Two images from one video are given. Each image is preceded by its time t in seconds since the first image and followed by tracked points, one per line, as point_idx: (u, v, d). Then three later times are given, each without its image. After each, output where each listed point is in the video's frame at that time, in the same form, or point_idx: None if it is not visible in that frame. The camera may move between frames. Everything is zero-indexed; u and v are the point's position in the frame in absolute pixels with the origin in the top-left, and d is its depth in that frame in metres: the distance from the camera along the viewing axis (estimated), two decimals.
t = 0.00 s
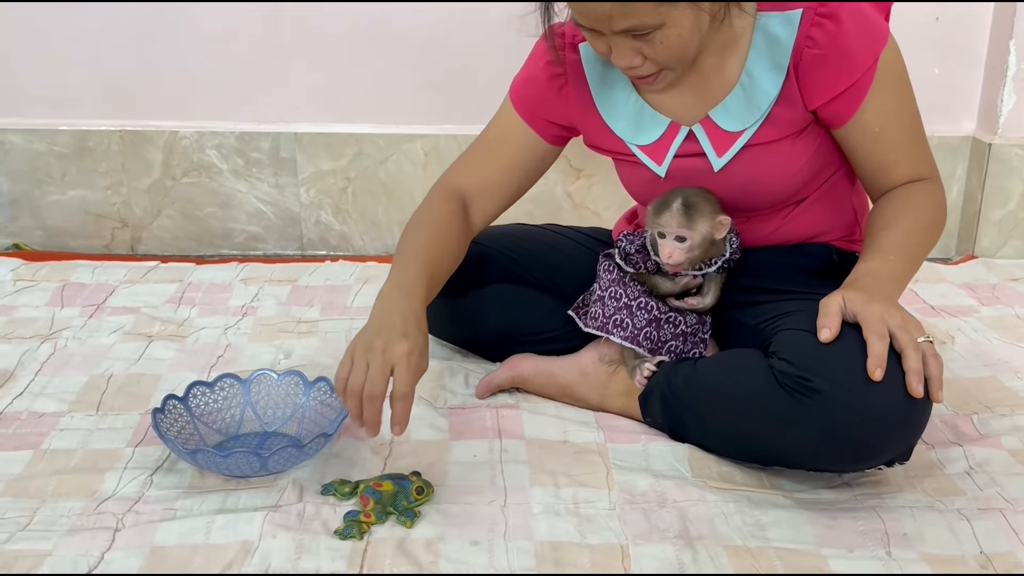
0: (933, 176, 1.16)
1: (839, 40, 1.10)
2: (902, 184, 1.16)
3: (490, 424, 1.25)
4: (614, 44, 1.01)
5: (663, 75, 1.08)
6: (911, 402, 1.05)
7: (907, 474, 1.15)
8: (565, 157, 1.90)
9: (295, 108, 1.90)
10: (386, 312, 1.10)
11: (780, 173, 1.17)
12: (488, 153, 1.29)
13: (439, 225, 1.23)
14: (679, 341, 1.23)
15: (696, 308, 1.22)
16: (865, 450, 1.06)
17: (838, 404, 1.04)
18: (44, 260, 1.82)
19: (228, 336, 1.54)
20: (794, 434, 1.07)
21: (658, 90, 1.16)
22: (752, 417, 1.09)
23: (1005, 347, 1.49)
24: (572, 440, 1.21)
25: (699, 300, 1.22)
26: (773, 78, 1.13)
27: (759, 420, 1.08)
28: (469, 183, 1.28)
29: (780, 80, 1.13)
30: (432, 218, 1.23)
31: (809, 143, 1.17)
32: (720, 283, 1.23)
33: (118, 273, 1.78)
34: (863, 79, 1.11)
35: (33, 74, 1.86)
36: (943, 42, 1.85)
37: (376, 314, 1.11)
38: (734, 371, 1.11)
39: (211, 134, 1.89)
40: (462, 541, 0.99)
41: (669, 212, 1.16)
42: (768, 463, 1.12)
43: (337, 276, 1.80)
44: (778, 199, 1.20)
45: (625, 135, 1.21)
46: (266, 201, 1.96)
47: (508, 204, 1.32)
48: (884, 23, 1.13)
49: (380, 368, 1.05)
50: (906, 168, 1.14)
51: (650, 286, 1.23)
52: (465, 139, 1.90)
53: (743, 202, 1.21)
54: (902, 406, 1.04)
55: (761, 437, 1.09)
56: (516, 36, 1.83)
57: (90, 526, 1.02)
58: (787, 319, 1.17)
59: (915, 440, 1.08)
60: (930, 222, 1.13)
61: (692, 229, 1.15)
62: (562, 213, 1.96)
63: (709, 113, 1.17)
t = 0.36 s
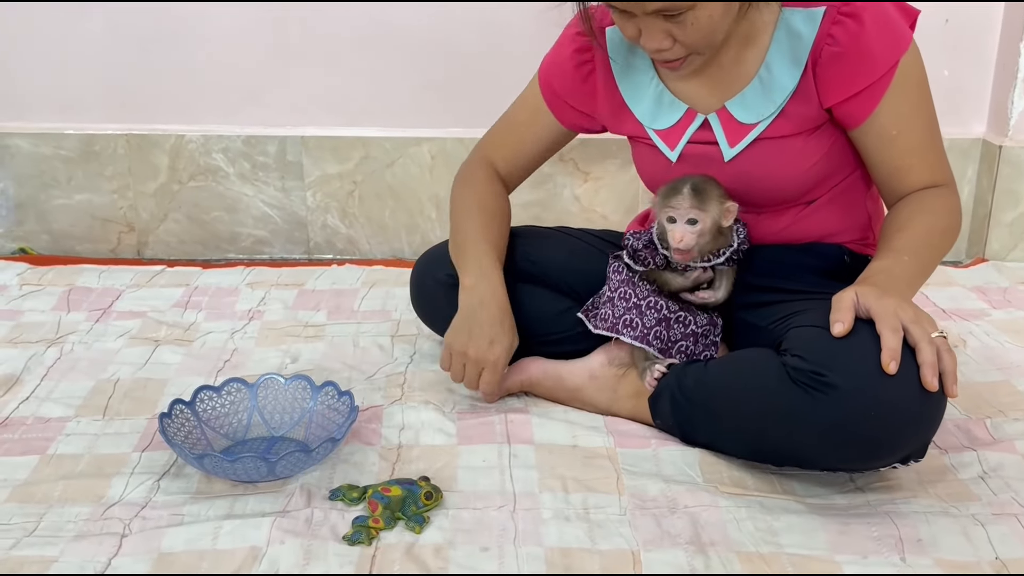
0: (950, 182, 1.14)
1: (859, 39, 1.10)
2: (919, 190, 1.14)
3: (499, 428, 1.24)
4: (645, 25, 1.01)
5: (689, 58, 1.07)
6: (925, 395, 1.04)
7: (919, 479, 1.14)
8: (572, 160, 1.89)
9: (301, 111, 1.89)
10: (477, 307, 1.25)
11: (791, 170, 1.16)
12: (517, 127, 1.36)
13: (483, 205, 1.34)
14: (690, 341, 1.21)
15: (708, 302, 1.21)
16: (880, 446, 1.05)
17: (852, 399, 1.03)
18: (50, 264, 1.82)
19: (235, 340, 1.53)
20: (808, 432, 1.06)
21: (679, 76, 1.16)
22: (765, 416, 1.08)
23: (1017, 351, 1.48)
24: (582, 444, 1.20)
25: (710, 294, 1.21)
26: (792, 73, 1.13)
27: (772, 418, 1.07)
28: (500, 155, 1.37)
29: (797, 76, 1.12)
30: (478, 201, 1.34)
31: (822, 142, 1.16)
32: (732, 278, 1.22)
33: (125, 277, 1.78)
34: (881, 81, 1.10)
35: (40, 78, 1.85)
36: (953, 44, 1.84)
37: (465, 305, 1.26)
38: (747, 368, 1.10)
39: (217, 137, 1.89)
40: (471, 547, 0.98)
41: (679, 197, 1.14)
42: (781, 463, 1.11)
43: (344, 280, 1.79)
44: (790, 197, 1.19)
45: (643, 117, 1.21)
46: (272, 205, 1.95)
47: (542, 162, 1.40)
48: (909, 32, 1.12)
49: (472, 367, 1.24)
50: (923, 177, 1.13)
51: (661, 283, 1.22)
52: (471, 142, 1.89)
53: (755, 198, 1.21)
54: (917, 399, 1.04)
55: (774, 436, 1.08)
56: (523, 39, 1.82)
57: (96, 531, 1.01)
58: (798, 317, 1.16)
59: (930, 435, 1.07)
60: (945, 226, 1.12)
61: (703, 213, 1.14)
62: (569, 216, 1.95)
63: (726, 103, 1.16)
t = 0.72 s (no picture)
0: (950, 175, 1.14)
1: (862, 25, 1.09)
2: (918, 182, 1.14)
3: (498, 430, 1.24)
4: (649, 13, 1.01)
5: (694, 45, 1.07)
6: (928, 386, 1.04)
7: (920, 480, 1.13)
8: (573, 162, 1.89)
9: (302, 113, 1.89)
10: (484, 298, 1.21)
11: (795, 160, 1.16)
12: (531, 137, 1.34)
13: (500, 211, 1.30)
14: (680, 336, 1.22)
15: (694, 285, 1.21)
16: (884, 439, 1.04)
17: (856, 390, 1.03)
18: (51, 265, 1.82)
19: (235, 342, 1.53)
20: (811, 425, 1.05)
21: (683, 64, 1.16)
22: (767, 410, 1.07)
23: (1018, 352, 1.47)
24: (581, 445, 1.20)
25: (696, 278, 1.21)
26: (796, 59, 1.13)
27: (775, 413, 1.07)
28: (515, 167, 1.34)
29: (802, 62, 1.12)
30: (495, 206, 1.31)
31: (826, 131, 1.16)
32: (718, 263, 1.22)
33: (125, 279, 1.78)
34: (884, 67, 1.10)
35: (41, 80, 1.86)
36: (954, 45, 1.83)
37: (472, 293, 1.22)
38: (749, 363, 1.09)
39: (218, 139, 1.89)
40: (469, 549, 0.98)
41: (648, 181, 1.15)
42: (784, 458, 1.11)
43: (345, 282, 1.79)
44: (791, 189, 1.19)
45: (651, 110, 1.22)
46: (273, 207, 1.95)
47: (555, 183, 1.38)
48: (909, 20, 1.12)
49: (470, 359, 1.17)
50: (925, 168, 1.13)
51: (649, 271, 1.21)
52: (472, 144, 1.89)
53: (755, 189, 1.20)
54: (920, 392, 1.03)
55: (776, 431, 1.08)
56: (524, 40, 1.82)
57: (95, 532, 1.01)
58: (800, 313, 1.16)
59: (933, 429, 1.07)
60: (947, 219, 1.12)
61: (672, 194, 1.14)
62: (570, 218, 1.95)
63: (730, 93, 1.17)
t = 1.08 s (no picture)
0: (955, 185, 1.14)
1: (865, 35, 1.09)
2: (923, 191, 1.13)
3: (500, 431, 1.23)
4: (654, 18, 1.01)
5: (701, 50, 1.07)
6: (928, 393, 1.03)
7: (922, 482, 1.13)
8: (575, 163, 1.89)
9: (304, 114, 1.89)
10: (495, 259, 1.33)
11: (792, 166, 1.16)
12: (542, 114, 1.38)
13: (510, 177, 1.39)
14: (683, 339, 1.21)
15: (697, 289, 1.20)
16: (882, 446, 1.04)
17: (854, 398, 1.03)
18: (54, 266, 1.82)
19: (237, 342, 1.53)
20: (809, 431, 1.05)
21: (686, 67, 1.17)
22: (765, 416, 1.07)
23: (1022, 354, 1.47)
24: (582, 447, 1.20)
25: (699, 282, 1.20)
26: (796, 68, 1.12)
27: (773, 418, 1.07)
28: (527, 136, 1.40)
29: (801, 71, 1.12)
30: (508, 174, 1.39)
31: (825, 138, 1.16)
32: (722, 268, 1.22)
33: (127, 280, 1.78)
34: (886, 77, 1.09)
35: (43, 81, 1.86)
36: (957, 46, 1.83)
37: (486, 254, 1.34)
38: (748, 368, 1.09)
39: (220, 140, 1.89)
40: (471, 550, 0.98)
41: (652, 184, 1.15)
42: (784, 463, 1.10)
43: (347, 283, 1.79)
44: (791, 194, 1.19)
45: (651, 108, 1.22)
46: (276, 208, 1.95)
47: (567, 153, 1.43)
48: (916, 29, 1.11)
49: (494, 312, 1.32)
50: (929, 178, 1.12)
51: (653, 275, 1.21)
52: (474, 145, 1.89)
53: (756, 194, 1.20)
54: (920, 399, 1.03)
55: (775, 436, 1.08)
56: (526, 42, 1.82)
57: (96, 533, 1.01)
58: (799, 317, 1.16)
59: (934, 435, 1.06)
60: (950, 228, 1.12)
61: (674, 199, 1.14)
62: (572, 218, 1.95)
63: (730, 97, 1.16)
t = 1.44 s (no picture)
0: (953, 186, 1.13)
1: (860, 37, 1.09)
2: (921, 192, 1.13)
3: (500, 431, 1.23)
4: (645, 20, 1.01)
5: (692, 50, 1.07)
6: (930, 390, 1.03)
7: (923, 484, 1.13)
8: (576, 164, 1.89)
9: (305, 114, 1.89)
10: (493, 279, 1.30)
11: (789, 165, 1.16)
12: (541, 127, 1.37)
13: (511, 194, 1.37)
14: (685, 339, 1.22)
15: (700, 289, 1.21)
16: (884, 445, 1.04)
17: (856, 395, 1.03)
18: (56, 266, 1.82)
19: (238, 343, 1.53)
20: (810, 429, 1.05)
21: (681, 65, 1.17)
22: (767, 413, 1.07)
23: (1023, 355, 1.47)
24: (583, 448, 1.20)
25: (702, 283, 1.21)
26: (792, 70, 1.12)
27: (775, 416, 1.07)
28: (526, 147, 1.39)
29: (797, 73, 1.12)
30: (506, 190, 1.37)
31: (821, 138, 1.16)
32: (724, 268, 1.22)
33: (129, 280, 1.78)
34: (882, 78, 1.09)
35: (45, 81, 1.86)
36: (959, 47, 1.83)
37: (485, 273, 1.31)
38: (749, 367, 1.09)
39: (222, 141, 1.89)
40: (471, 551, 0.98)
41: (655, 186, 1.15)
42: (785, 462, 1.10)
43: (348, 283, 1.79)
44: (786, 194, 1.19)
45: (647, 104, 1.22)
46: (277, 208, 1.96)
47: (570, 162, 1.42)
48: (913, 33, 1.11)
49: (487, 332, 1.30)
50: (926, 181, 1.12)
51: (654, 275, 1.22)
52: (475, 145, 1.89)
53: (755, 192, 1.20)
54: (921, 396, 1.03)
55: (777, 434, 1.08)
56: (527, 42, 1.83)
57: (96, 533, 1.01)
58: (800, 317, 1.16)
59: (935, 434, 1.06)
60: (948, 228, 1.12)
61: (677, 201, 1.14)
62: (574, 219, 1.95)
63: (726, 96, 1.16)
